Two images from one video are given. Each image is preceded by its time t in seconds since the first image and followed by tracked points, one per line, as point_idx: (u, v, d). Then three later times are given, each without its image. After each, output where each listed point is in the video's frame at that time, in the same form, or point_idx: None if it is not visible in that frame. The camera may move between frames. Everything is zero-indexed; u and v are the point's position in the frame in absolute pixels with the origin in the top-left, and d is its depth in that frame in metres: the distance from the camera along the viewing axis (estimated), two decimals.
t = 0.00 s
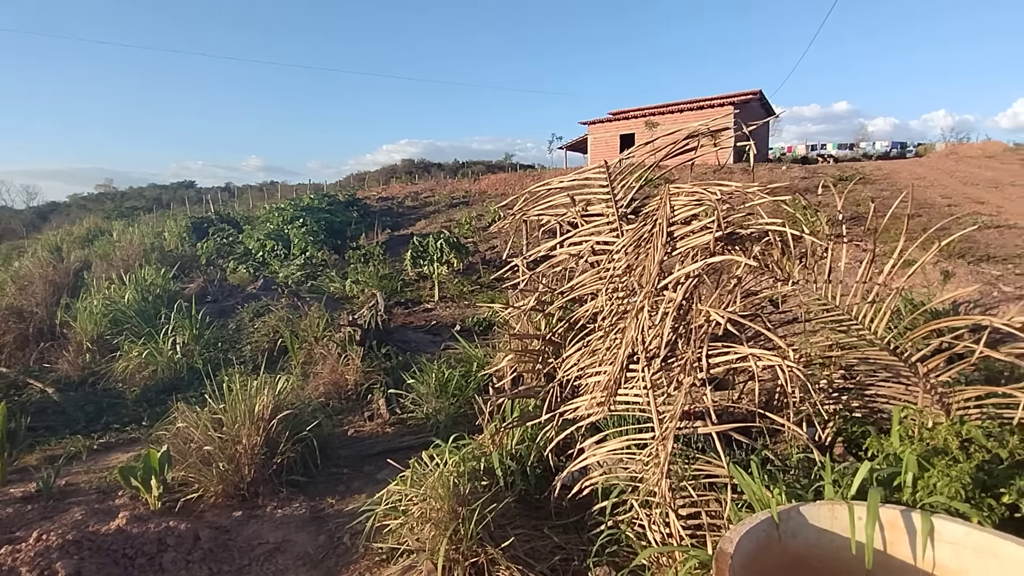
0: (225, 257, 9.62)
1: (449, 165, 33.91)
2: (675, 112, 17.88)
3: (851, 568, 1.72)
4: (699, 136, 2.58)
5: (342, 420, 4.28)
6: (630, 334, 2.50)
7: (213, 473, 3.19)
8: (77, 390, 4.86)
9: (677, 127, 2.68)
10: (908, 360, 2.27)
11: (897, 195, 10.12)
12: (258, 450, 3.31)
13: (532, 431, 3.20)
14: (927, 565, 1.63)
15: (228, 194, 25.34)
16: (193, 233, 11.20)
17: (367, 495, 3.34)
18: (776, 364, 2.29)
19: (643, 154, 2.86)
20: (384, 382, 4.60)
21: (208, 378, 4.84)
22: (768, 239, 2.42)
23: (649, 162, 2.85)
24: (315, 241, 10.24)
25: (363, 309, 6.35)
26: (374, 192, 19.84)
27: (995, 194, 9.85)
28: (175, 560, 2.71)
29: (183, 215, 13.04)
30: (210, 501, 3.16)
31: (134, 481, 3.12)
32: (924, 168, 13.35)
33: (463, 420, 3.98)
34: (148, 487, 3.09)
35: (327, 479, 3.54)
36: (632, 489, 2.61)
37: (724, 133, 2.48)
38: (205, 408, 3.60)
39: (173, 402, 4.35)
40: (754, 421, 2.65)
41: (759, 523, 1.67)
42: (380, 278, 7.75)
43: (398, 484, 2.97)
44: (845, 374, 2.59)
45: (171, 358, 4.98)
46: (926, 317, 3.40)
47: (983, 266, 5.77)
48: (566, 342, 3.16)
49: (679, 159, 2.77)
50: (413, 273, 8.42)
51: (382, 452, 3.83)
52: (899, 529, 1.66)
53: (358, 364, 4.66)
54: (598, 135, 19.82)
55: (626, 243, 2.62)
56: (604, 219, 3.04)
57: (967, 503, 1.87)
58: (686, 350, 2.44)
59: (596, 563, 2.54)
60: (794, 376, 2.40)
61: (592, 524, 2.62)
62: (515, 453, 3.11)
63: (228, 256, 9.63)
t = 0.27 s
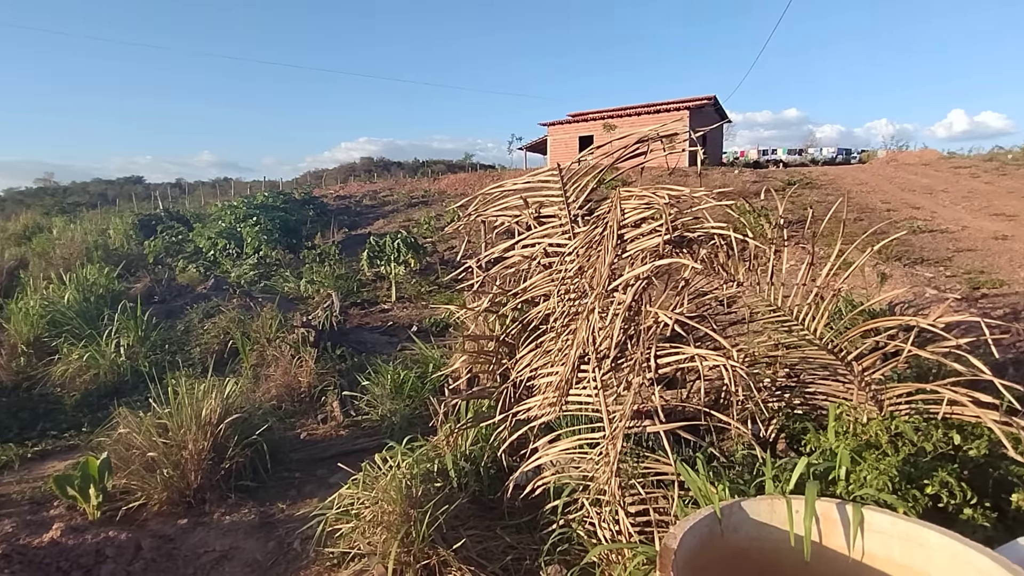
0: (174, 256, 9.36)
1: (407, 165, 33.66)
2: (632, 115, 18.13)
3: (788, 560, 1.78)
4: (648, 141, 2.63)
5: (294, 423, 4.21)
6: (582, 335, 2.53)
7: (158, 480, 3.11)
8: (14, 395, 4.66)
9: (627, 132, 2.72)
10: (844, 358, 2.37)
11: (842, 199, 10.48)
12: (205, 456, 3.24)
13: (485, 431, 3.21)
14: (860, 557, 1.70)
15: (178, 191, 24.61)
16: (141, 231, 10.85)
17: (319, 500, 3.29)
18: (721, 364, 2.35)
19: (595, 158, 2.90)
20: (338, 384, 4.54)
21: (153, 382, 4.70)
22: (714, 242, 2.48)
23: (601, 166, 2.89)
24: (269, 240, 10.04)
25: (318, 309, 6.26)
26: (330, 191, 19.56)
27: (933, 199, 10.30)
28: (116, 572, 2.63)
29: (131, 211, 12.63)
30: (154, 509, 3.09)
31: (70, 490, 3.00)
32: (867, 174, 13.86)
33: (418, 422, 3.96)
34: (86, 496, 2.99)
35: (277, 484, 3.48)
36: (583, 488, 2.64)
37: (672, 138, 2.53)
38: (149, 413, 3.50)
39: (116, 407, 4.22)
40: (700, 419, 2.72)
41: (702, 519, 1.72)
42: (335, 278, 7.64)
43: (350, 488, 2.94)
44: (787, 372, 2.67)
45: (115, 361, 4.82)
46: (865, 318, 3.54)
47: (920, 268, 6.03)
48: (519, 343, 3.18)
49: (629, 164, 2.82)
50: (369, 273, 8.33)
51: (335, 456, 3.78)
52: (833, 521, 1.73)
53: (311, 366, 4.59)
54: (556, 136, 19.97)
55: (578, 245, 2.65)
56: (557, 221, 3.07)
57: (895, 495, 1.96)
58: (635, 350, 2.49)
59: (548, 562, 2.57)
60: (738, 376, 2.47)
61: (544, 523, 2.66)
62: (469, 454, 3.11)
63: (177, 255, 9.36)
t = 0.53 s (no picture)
0: (112, 256, 9.00)
1: (358, 164, 33.21)
2: (583, 118, 18.33)
3: (725, 551, 1.84)
4: (594, 146, 2.66)
5: (238, 429, 4.11)
6: (528, 336, 2.53)
7: (89, 491, 2.99)
8: None
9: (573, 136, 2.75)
10: (779, 358, 2.47)
11: (784, 203, 10.83)
12: (141, 465, 3.13)
13: (434, 434, 3.20)
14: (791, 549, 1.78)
15: (118, 188, 23.67)
16: (76, 229, 10.40)
17: (262, 507, 3.22)
18: (662, 364, 2.41)
19: (542, 161, 2.92)
20: (285, 388, 4.45)
21: (87, 388, 4.52)
22: (656, 245, 2.53)
23: (547, 169, 2.90)
24: (213, 240, 9.76)
25: (264, 311, 6.11)
26: (279, 189, 19.14)
27: (867, 204, 10.75)
28: None
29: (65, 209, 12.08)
30: (84, 522, 2.97)
31: None
32: (808, 179, 14.37)
33: (366, 425, 3.91)
34: (8, 511, 2.85)
35: (219, 491, 3.39)
36: (530, 488, 2.67)
37: (617, 143, 2.57)
38: (81, 421, 3.36)
39: (46, 415, 4.03)
40: (644, 417, 2.78)
41: (643, 515, 1.75)
42: (283, 279, 7.48)
43: (294, 494, 2.89)
44: (726, 370, 2.75)
45: (45, 367, 4.60)
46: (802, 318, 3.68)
47: (855, 270, 6.29)
48: (467, 345, 3.18)
49: (576, 167, 2.84)
50: (319, 273, 8.19)
51: (279, 462, 3.71)
52: (766, 513, 1.79)
53: (257, 370, 4.49)
54: (509, 138, 20.03)
55: (524, 247, 2.63)
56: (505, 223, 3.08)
57: (822, 487, 2.05)
58: (580, 351, 2.52)
59: (495, 562, 2.58)
60: (680, 375, 2.53)
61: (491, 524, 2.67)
62: (417, 457, 3.10)
63: (115, 255, 9.01)
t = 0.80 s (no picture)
0: (43, 258, 8.58)
1: (307, 164, 32.59)
2: (535, 121, 18.45)
3: (666, 547, 1.89)
4: (540, 150, 2.67)
5: (179, 438, 3.98)
6: (476, 339, 2.51)
7: (13, 507, 2.85)
8: None
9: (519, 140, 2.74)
10: (720, 357, 2.54)
11: (729, 207, 11.15)
12: (70, 478, 3.01)
13: (382, 438, 3.17)
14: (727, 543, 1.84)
15: (50, 186, 22.60)
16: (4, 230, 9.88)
17: (203, 518, 3.14)
18: (607, 365, 2.44)
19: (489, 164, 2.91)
20: (229, 394, 4.33)
21: (14, 397, 4.30)
22: (601, 248, 2.56)
23: (495, 172, 2.89)
24: (154, 242, 9.42)
25: (207, 315, 5.93)
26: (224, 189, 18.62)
27: (807, 208, 11.16)
28: None
29: None
30: (8, 541, 2.85)
31: None
32: (751, 184, 14.82)
33: (314, 431, 3.84)
34: None
35: (157, 503, 3.28)
36: (478, 491, 2.67)
37: (562, 148, 2.59)
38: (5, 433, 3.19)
39: None
40: (590, 418, 2.82)
41: (587, 514, 1.78)
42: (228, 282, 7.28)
43: (236, 503, 2.82)
44: (668, 371, 2.80)
45: None
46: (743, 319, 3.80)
47: (794, 272, 6.53)
48: (415, 348, 3.16)
49: (523, 171, 2.85)
50: (265, 276, 8.00)
51: (222, 471, 3.61)
52: (705, 509, 1.85)
53: (199, 376, 4.36)
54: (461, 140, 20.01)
55: (473, 249, 2.59)
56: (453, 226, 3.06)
57: (757, 482, 2.13)
58: (527, 353, 2.53)
59: (443, 566, 2.58)
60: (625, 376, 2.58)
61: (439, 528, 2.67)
62: (365, 462, 3.06)
63: (47, 257, 8.60)
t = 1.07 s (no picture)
0: None
1: (261, 166, 31.95)
2: (493, 125, 18.49)
3: (620, 546, 1.92)
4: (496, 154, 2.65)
5: (125, 449, 3.86)
6: (433, 344, 2.49)
7: None
8: None
9: (475, 144, 2.72)
10: (673, 359, 2.59)
11: (684, 210, 11.37)
12: (6, 496, 2.90)
13: (338, 445, 3.13)
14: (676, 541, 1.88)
15: None
16: None
17: (150, 532, 3.05)
18: (562, 368, 2.45)
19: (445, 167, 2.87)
20: (178, 403, 4.21)
21: None
22: (556, 252, 2.57)
23: (450, 176, 2.87)
24: (99, 246, 9.10)
25: (156, 322, 5.76)
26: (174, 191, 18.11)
27: (757, 212, 11.46)
28: None
29: None
30: None
31: None
32: (705, 189, 15.14)
33: (267, 439, 3.76)
34: None
35: (101, 518, 3.17)
36: (436, 496, 2.66)
37: (517, 153, 2.59)
38: None
39: None
40: (546, 421, 2.85)
41: (542, 516, 1.80)
42: (178, 287, 7.08)
43: (185, 516, 2.75)
44: (623, 373, 2.85)
45: None
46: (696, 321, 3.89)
47: (746, 274, 6.70)
48: (371, 354, 3.13)
49: (478, 175, 2.82)
50: (218, 281, 7.81)
51: (170, 483, 3.51)
52: (657, 507, 1.88)
53: (146, 386, 4.23)
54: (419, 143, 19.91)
55: (428, 253, 2.56)
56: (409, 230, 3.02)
57: (708, 479, 2.19)
58: (483, 357, 2.53)
59: (400, 573, 2.57)
60: (580, 379, 2.60)
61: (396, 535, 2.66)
62: (320, 470, 3.02)
63: None
